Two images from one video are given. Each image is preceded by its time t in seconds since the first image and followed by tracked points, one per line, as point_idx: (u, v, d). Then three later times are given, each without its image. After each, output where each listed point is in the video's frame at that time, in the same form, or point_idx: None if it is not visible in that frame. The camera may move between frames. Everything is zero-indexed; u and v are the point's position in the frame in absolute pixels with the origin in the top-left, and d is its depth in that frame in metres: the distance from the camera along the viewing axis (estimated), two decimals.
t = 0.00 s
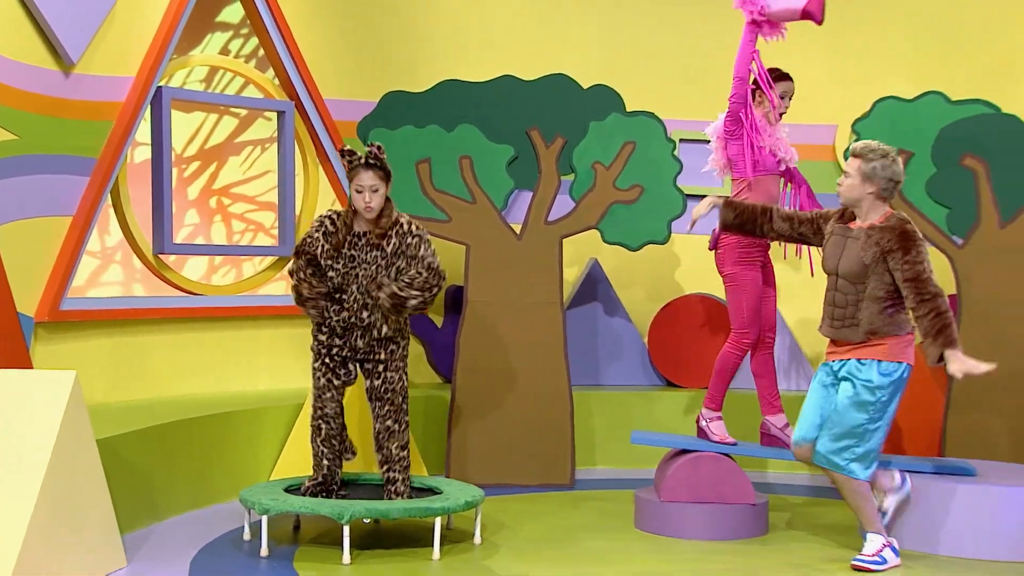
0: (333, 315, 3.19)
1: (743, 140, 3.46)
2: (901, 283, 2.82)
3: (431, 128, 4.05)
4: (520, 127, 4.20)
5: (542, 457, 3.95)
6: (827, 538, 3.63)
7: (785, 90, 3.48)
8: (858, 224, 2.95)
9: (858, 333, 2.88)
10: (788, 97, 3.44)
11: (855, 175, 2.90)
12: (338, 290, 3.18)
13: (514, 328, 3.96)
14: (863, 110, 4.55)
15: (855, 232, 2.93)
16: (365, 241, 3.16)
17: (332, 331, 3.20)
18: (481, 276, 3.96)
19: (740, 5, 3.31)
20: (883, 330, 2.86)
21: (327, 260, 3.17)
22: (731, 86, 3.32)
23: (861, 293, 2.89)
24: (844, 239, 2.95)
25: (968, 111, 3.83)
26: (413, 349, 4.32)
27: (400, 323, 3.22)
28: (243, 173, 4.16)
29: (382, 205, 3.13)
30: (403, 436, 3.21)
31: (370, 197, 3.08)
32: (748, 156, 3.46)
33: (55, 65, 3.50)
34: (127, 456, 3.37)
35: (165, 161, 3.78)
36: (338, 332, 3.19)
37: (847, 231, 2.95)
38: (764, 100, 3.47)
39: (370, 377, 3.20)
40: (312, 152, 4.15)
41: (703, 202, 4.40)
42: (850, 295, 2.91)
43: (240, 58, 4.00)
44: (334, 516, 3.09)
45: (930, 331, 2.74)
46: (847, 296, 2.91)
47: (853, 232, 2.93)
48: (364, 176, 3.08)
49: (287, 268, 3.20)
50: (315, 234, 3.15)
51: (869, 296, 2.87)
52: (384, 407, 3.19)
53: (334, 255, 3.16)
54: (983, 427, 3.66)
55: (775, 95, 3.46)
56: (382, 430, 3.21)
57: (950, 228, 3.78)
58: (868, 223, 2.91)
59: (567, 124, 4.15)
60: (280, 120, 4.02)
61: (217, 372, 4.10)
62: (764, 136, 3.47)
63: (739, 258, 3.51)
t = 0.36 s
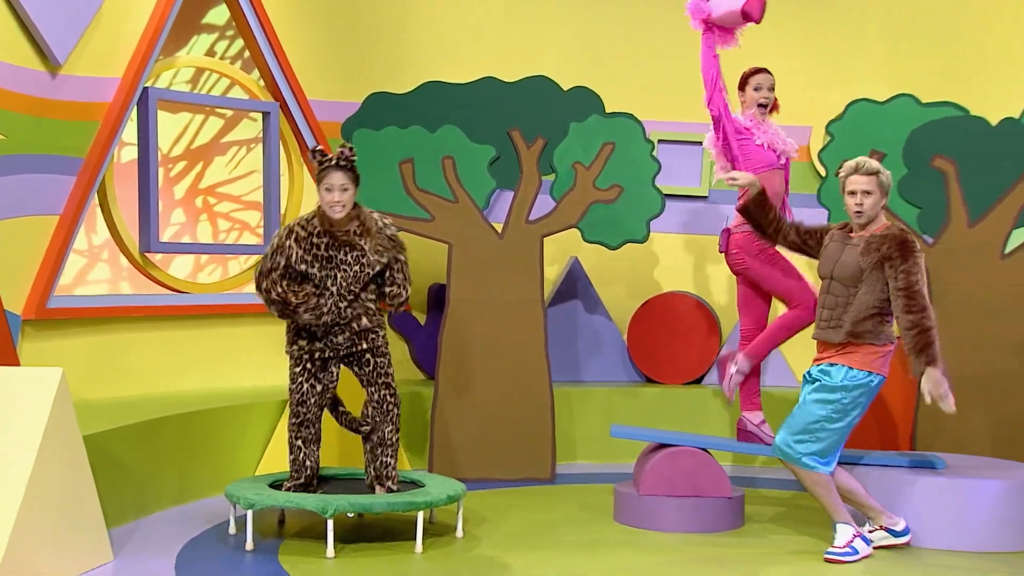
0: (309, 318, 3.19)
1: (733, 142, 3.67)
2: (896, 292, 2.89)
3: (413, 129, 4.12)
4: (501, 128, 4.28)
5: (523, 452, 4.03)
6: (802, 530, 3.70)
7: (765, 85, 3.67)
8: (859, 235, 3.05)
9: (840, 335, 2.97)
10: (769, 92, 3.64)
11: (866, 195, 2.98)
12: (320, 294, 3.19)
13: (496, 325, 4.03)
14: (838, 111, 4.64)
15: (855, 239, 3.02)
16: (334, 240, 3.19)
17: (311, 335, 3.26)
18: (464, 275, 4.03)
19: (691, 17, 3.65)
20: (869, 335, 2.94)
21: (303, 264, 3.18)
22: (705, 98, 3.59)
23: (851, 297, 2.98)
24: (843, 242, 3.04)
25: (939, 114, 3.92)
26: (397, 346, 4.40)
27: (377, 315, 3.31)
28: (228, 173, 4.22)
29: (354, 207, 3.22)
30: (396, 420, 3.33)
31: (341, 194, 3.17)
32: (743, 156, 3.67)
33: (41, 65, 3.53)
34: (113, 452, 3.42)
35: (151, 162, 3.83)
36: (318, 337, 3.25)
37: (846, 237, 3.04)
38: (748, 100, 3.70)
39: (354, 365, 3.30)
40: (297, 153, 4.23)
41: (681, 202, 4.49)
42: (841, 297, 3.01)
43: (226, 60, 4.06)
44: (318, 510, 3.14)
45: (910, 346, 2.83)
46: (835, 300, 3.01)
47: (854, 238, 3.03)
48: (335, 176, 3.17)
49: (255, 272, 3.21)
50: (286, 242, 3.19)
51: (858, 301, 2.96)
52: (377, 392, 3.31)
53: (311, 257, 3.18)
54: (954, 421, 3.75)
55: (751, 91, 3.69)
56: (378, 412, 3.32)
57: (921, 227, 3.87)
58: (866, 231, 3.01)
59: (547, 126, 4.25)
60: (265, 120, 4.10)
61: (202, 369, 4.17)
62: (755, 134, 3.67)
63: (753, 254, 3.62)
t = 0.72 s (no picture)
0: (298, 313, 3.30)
1: (717, 144, 3.82)
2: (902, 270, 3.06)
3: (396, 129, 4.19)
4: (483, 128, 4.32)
5: (503, 447, 4.11)
6: (776, 523, 3.79)
7: (741, 86, 3.79)
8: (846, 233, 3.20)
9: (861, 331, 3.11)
10: (748, 92, 3.77)
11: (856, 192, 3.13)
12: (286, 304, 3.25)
13: (478, 323, 4.11)
14: (812, 112, 4.74)
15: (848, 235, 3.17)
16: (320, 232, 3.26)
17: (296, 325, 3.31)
18: (446, 273, 4.10)
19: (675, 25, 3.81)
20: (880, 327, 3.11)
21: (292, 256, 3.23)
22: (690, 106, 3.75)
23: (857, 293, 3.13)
24: (834, 246, 3.19)
25: (906, 116, 4.02)
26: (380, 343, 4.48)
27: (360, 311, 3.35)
28: (213, 173, 4.28)
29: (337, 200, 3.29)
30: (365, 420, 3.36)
31: (325, 188, 3.23)
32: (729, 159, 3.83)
33: (28, 66, 3.57)
34: (98, 447, 3.47)
35: (137, 162, 3.88)
36: (301, 327, 3.30)
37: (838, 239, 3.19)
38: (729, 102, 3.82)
39: (332, 363, 3.32)
40: (281, 154, 4.31)
41: (658, 201, 4.58)
42: (847, 295, 3.14)
43: (211, 61, 4.13)
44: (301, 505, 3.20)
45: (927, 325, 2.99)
46: (843, 298, 3.15)
47: (842, 237, 3.18)
48: (320, 169, 3.23)
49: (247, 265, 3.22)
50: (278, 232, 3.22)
51: (866, 296, 3.11)
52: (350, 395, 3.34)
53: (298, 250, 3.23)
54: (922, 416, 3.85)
55: (729, 94, 3.83)
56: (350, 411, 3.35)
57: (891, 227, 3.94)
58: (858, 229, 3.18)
59: (529, 127, 4.25)
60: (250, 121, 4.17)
61: (187, 367, 4.23)
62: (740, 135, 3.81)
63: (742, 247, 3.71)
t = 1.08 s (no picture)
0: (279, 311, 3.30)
1: (698, 156, 3.69)
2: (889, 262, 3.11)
3: (374, 130, 4.24)
4: (459, 130, 4.42)
5: (480, 443, 4.18)
6: (746, 516, 3.87)
7: (725, 98, 3.64)
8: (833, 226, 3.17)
9: (866, 325, 3.08)
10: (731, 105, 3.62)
11: (851, 186, 3.07)
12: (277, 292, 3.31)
13: (455, 321, 4.18)
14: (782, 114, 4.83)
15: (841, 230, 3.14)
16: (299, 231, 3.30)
17: (275, 321, 3.32)
18: (423, 272, 4.17)
19: (664, 51, 3.65)
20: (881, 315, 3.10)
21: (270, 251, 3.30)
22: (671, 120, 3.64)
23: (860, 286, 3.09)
24: (829, 240, 3.14)
25: (870, 119, 4.10)
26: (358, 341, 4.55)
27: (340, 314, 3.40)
28: (193, 173, 4.34)
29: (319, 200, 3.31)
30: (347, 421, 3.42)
31: (308, 192, 3.26)
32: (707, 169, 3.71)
33: (8, 67, 3.62)
34: (78, 444, 3.51)
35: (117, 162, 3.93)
36: (281, 325, 3.32)
37: (829, 233, 3.15)
38: (712, 113, 3.67)
39: (315, 364, 3.37)
40: (259, 153, 4.38)
41: (631, 201, 4.67)
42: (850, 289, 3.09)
43: (191, 63, 4.19)
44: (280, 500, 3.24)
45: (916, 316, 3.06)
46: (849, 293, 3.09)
47: (836, 232, 3.14)
48: (303, 173, 3.24)
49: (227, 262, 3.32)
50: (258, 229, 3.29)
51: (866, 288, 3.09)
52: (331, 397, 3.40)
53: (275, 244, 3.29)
54: (886, 410, 3.96)
55: (712, 104, 3.67)
56: (332, 411, 3.41)
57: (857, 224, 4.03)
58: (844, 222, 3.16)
59: (505, 128, 4.35)
60: (229, 122, 4.24)
61: (166, 364, 4.30)
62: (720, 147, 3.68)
63: (713, 260, 3.62)
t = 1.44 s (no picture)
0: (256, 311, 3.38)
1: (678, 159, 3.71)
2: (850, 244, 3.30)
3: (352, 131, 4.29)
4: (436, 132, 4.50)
5: (457, 439, 4.26)
6: (716, 510, 3.96)
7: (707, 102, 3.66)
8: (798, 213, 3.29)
9: (835, 308, 3.25)
10: (710, 108, 3.64)
11: (815, 170, 3.19)
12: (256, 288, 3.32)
13: (432, 320, 4.25)
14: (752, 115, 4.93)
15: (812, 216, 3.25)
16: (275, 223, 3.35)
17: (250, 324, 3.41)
18: (400, 270, 4.23)
19: (652, 63, 3.63)
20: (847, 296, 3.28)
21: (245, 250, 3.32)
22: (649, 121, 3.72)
23: (832, 271, 3.24)
24: (803, 229, 3.25)
25: (840, 121, 4.17)
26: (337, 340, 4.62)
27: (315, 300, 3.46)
28: (173, 173, 4.39)
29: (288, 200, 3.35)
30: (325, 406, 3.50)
31: (278, 191, 3.31)
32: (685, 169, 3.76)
33: None
34: (59, 441, 3.56)
35: (97, 162, 3.98)
36: (258, 325, 3.39)
37: (801, 220, 3.26)
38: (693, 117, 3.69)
39: (291, 351, 3.44)
40: (240, 154, 4.46)
41: (605, 202, 4.76)
42: (824, 275, 3.23)
43: (171, 65, 4.25)
44: (259, 496, 3.27)
45: (874, 294, 3.29)
46: (826, 280, 3.23)
47: (808, 220, 3.26)
48: (272, 172, 3.29)
49: (203, 269, 3.30)
50: (228, 231, 3.31)
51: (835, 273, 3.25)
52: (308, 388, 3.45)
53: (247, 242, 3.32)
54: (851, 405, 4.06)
55: (695, 107, 3.69)
56: (308, 399, 3.48)
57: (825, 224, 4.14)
58: (811, 208, 3.29)
59: (481, 129, 4.41)
60: (210, 123, 4.30)
61: (146, 362, 4.35)
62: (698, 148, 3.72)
63: (678, 258, 3.71)
